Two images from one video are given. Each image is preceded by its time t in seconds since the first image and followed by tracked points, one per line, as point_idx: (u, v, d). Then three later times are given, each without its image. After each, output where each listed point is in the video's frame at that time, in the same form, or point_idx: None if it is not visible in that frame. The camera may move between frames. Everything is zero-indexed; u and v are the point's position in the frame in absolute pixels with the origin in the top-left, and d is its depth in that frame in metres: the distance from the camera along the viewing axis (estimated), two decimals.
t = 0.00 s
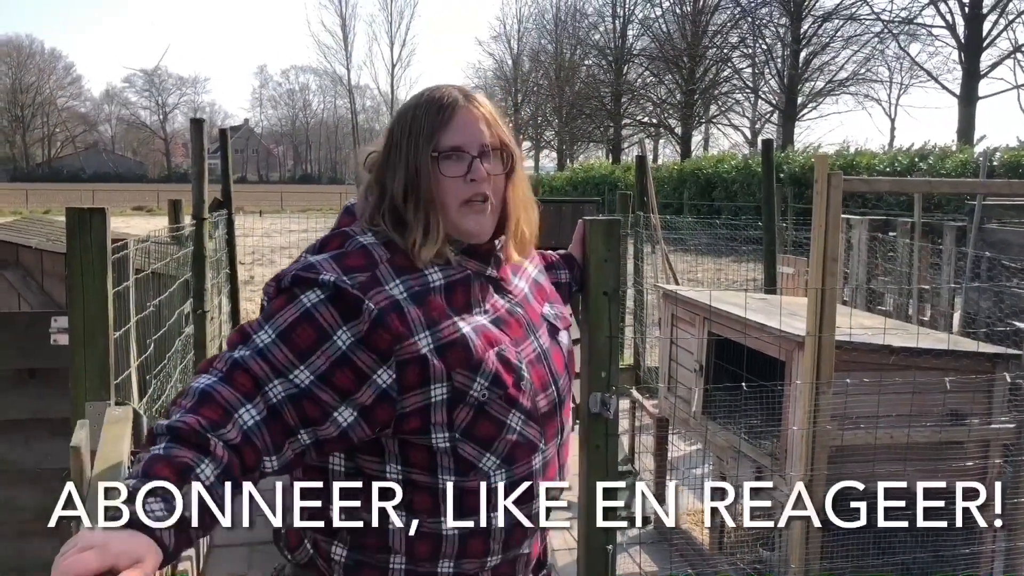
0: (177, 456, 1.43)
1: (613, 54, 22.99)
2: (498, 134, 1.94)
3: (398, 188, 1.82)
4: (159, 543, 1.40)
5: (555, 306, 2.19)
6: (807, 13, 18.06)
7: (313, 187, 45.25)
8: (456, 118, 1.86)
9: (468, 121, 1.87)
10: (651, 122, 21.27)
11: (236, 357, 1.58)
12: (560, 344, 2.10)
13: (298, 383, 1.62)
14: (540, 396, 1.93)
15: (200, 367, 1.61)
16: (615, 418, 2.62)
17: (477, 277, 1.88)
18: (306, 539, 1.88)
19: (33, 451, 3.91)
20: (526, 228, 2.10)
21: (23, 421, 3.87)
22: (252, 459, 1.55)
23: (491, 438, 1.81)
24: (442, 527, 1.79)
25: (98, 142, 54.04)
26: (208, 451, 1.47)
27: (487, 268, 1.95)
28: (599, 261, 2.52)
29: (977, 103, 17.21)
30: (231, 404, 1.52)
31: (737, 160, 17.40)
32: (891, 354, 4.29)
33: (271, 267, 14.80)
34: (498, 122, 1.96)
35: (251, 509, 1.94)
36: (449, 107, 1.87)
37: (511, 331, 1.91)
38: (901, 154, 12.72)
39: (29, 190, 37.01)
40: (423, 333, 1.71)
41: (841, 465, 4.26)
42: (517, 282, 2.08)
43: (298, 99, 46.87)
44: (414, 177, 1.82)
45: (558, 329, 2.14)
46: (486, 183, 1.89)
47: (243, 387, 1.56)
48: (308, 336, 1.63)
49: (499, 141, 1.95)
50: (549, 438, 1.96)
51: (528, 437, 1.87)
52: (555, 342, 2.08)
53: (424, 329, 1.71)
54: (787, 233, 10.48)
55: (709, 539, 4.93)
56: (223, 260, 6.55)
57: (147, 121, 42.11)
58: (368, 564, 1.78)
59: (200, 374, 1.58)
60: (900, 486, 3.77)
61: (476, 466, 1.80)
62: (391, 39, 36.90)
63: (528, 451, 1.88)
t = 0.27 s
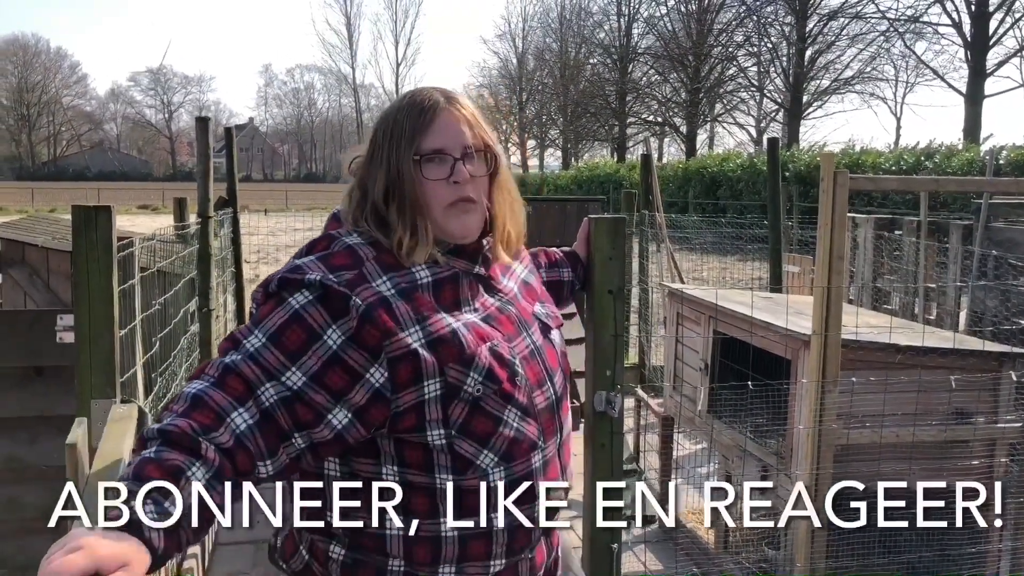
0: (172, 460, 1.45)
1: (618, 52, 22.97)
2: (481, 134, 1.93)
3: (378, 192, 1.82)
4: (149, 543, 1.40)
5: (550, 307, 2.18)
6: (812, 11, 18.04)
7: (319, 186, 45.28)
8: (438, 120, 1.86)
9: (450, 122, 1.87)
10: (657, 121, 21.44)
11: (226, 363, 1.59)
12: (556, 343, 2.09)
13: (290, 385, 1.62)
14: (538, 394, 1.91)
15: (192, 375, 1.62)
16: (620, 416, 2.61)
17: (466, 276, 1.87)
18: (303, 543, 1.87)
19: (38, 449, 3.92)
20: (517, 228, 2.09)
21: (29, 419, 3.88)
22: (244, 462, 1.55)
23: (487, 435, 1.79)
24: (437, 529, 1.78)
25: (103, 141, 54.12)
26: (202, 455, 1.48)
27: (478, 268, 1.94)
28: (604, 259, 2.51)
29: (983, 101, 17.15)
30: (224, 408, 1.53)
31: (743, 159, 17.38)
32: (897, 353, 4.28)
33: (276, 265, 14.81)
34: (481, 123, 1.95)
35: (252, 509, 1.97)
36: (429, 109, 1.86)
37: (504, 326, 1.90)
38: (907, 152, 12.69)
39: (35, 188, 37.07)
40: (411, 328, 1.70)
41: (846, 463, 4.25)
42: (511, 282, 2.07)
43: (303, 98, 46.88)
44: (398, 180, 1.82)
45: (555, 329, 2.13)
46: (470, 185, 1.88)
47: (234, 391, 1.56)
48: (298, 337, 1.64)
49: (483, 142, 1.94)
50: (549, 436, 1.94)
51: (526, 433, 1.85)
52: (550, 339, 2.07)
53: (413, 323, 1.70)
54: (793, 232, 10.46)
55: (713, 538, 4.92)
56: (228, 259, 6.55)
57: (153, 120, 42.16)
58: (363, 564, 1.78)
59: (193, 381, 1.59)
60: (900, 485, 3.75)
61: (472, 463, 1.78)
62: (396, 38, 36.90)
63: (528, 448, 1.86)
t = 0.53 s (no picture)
0: (179, 460, 1.44)
1: (622, 51, 22.94)
2: (473, 133, 1.94)
3: (369, 195, 1.84)
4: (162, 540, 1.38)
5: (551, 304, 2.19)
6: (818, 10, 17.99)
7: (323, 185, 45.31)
8: (428, 120, 1.87)
9: (440, 122, 1.88)
10: (661, 119, 21.18)
11: (227, 363, 1.59)
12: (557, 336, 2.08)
13: (290, 383, 1.62)
14: (538, 385, 1.90)
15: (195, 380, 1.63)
16: (624, 415, 2.63)
17: (463, 271, 1.88)
18: (303, 536, 1.89)
19: (43, 447, 3.93)
20: (514, 226, 2.10)
21: (34, 417, 3.89)
22: (246, 461, 1.54)
23: (487, 427, 1.78)
24: (436, 526, 1.77)
25: (108, 140, 54.19)
26: (209, 454, 1.48)
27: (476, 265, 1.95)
28: (609, 257, 2.52)
29: (989, 101, 17.11)
30: (230, 408, 1.53)
31: (748, 158, 17.35)
32: (903, 352, 4.27)
33: (281, 265, 14.82)
34: (473, 123, 1.97)
35: (251, 509, 1.98)
36: (419, 109, 1.87)
37: (502, 318, 1.90)
38: (913, 151, 12.66)
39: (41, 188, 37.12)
40: (407, 320, 1.70)
41: (851, 463, 4.25)
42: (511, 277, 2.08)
43: (308, 97, 46.95)
44: (390, 182, 1.83)
45: (555, 323, 2.13)
46: (463, 184, 1.89)
47: (237, 390, 1.57)
48: (296, 335, 1.64)
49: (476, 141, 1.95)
50: (552, 428, 1.93)
51: (527, 424, 1.85)
52: (551, 332, 2.07)
53: (410, 315, 1.70)
54: (797, 231, 10.44)
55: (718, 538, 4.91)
56: (233, 258, 6.55)
57: (158, 119, 42.20)
58: (356, 558, 1.78)
59: (197, 383, 1.59)
60: (902, 485, 3.75)
61: (472, 456, 1.78)
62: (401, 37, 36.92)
63: (529, 439, 1.85)
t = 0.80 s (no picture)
0: (186, 466, 1.45)
1: (626, 51, 22.95)
2: (493, 136, 1.94)
3: (386, 195, 1.84)
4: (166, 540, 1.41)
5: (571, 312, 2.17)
6: (822, 10, 17.94)
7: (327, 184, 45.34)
8: (448, 121, 1.87)
9: (460, 123, 1.88)
10: (664, 119, 21.24)
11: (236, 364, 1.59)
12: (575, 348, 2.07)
13: (298, 386, 1.61)
14: (552, 397, 1.88)
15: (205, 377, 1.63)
16: (625, 414, 2.65)
17: (479, 275, 1.87)
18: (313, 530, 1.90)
19: (47, 445, 3.93)
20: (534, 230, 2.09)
21: (37, 415, 3.89)
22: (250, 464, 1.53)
23: (496, 436, 1.77)
24: (444, 535, 1.75)
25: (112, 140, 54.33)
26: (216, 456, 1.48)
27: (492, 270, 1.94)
28: (610, 258, 2.59)
29: (994, 101, 17.07)
30: (237, 407, 1.54)
31: (751, 157, 17.34)
32: (904, 351, 4.27)
33: (284, 264, 14.83)
34: (493, 127, 1.97)
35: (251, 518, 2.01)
36: (440, 110, 1.87)
37: (518, 327, 1.88)
38: (917, 151, 12.64)
39: (45, 187, 37.21)
40: (419, 325, 1.68)
41: (852, 463, 4.26)
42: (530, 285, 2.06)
43: (312, 96, 46.97)
44: (408, 182, 1.83)
45: (574, 333, 2.11)
46: (481, 186, 1.89)
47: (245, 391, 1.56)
48: (305, 337, 1.63)
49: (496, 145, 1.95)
50: (564, 440, 1.91)
51: (537, 436, 1.83)
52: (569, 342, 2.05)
53: (421, 321, 1.69)
54: (801, 231, 10.44)
55: (719, 538, 4.92)
56: (236, 257, 6.57)
57: (162, 118, 42.29)
58: (365, 560, 1.78)
59: (207, 382, 1.61)
60: (901, 485, 3.74)
61: (480, 466, 1.76)
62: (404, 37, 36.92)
63: (539, 451, 1.83)
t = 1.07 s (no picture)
0: (215, 458, 1.46)
1: (627, 52, 22.96)
2: (551, 154, 1.89)
3: (438, 206, 1.82)
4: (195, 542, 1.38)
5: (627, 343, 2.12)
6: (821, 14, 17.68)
7: (328, 185, 45.36)
8: (503, 136, 1.82)
9: (515, 139, 1.83)
10: (666, 120, 21.41)
11: (271, 362, 1.60)
12: (627, 381, 2.00)
13: (327, 390, 1.62)
14: (593, 428, 1.83)
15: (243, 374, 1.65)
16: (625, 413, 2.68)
17: (523, 293, 1.84)
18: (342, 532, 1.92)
19: (48, 445, 3.94)
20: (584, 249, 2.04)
21: (39, 414, 3.90)
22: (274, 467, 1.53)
23: (524, 461, 1.73)
24: (464, 553, 1.72)
25: (115, 140, 54.39)
26: (242, 453, 1.49)
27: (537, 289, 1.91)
28: (610, 258, 2.63)
29: (995, 102, 17.06)
30: (267, 408, 1.54)
31: (753, 158, 17.34)
32: (904, 352, 4.28)
33: (285, 264, 14.84)
34: (553, 144, 1.91)
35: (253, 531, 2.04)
36: (498, 124, 1.83)
37: (561, 351, 1.85)
38: (919, 152, 12.63)
39: (47, 187, 37.26)
40: (451, 337, 1.67)
41: (853, 463, 4.27)
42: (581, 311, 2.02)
43: (313, 97, 47.00)
44: (459, 197, 1.81)
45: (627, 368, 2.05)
46: (533, 206, 1.85)
47: (276, 390, 1.57)
48: (338, 341, 1.64)
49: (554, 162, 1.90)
50: (603, 475, 1.85)
51: (570, 465, 1.78)
52: (619, 375, 1.99)
53: (452, 333, 1.68)
54: (802, 232, 10.43)
55: (719, 539, 4.92)
56: (238, 257, 6.57)
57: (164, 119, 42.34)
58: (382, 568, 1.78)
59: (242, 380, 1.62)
60: (902, 486, 3.75)
61: (504, 487, 1.73)
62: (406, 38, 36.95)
63: (569, 481, 1.78)
